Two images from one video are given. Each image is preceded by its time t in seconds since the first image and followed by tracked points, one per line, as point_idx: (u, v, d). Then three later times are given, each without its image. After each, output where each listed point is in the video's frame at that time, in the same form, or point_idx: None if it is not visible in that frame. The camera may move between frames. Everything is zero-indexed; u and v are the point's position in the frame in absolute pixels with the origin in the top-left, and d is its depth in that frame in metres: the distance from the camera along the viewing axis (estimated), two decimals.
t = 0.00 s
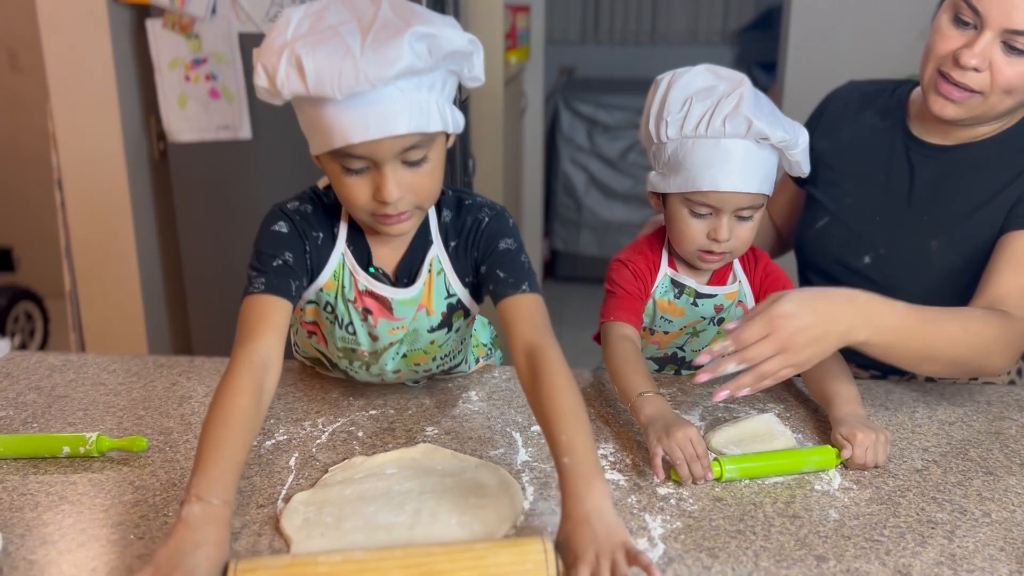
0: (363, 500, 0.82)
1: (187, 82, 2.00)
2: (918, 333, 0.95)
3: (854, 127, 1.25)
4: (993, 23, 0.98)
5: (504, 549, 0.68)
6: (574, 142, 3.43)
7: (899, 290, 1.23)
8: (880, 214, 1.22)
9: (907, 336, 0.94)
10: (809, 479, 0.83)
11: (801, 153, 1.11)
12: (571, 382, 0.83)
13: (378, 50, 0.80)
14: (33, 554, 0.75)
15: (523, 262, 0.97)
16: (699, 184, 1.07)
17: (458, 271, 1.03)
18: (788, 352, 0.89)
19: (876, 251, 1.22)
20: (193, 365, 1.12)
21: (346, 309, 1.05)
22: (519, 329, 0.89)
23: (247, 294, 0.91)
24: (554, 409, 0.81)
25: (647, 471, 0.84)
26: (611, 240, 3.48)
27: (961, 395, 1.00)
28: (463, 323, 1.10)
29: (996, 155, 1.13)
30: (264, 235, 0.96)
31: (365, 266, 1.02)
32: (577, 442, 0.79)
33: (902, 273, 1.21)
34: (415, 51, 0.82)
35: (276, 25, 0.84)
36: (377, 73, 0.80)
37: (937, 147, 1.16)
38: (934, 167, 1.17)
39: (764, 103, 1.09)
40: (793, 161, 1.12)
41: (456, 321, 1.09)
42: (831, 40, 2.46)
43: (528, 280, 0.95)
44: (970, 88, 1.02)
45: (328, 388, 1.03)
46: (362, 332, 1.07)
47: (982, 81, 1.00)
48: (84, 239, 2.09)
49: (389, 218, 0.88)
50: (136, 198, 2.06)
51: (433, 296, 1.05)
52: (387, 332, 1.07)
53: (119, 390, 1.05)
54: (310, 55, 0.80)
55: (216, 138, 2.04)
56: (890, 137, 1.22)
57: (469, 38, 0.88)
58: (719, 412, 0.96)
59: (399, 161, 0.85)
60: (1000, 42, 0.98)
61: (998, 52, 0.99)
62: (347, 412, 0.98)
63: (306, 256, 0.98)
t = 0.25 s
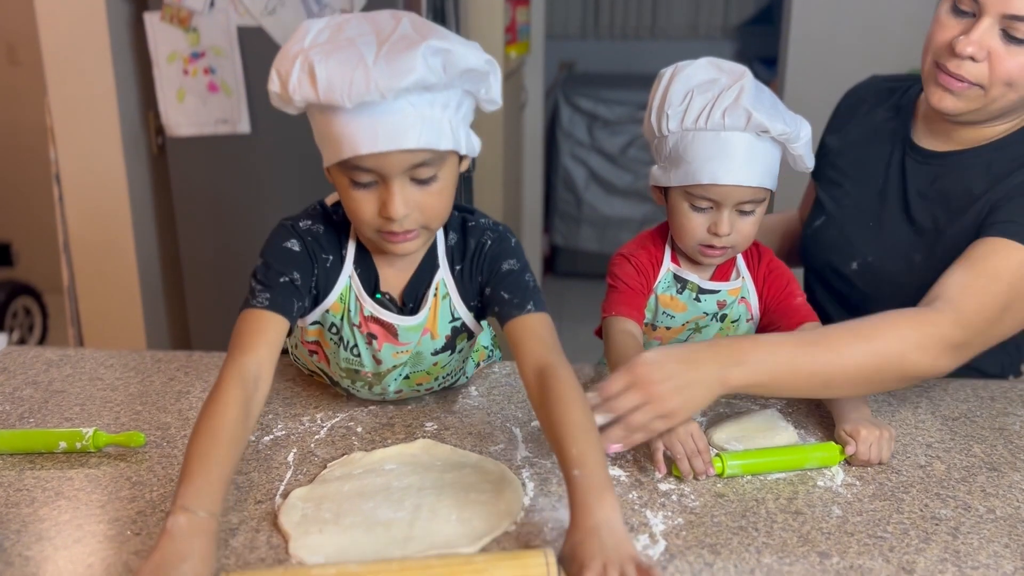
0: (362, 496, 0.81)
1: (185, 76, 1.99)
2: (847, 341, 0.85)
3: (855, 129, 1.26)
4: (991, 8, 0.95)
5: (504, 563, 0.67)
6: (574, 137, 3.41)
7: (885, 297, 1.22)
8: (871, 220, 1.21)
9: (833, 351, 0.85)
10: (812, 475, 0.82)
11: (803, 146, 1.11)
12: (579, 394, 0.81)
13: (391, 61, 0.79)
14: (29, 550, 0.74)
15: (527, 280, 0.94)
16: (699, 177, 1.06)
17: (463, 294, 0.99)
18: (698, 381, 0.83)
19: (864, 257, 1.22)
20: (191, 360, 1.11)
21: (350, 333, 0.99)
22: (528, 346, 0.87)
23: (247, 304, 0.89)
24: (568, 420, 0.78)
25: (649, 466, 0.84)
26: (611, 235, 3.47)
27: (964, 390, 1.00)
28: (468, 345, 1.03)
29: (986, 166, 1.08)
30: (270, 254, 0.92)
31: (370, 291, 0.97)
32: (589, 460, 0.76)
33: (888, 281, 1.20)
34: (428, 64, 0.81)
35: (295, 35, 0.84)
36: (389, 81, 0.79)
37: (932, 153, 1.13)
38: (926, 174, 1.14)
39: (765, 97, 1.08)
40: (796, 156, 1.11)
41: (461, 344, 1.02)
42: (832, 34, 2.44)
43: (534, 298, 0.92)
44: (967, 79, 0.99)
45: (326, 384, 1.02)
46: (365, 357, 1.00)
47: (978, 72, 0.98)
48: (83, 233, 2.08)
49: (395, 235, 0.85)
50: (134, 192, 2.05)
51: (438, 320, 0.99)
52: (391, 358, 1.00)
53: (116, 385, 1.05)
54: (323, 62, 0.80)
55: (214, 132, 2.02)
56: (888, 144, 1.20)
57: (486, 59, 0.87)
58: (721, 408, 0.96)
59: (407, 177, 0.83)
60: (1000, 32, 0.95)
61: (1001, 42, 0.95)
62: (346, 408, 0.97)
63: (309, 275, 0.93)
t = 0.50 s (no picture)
0: (355, 493, 0.80)
1: (181, 68, 1.97)
2: (763, 332, 0.84)
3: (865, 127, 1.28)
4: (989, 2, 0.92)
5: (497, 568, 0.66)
6: (573, 131, 3.39)
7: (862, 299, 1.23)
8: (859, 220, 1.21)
9: (744, 341, 0.84)
10: (811, 472, 0.81)
11: (802, 139, 1.10)
12: (580, 407, 0.80)
13: (408, 86, 0.77)
14: (17, 549, 0.73)
15: (523, 290, 0.91)
16: (696, 172, 1.05)
17: (461, 309, 0.97)
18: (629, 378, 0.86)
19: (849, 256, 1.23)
20: (184, 355, 1.10)
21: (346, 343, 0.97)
22: (529, 360, 0.85)
23: (241, 306, 0.87)
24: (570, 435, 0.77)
25: (646, 463, 0.83)
26: (610, 230, 3.45)
27: (966, 386, 0.99)
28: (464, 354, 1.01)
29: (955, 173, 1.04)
30: (269, 255, 0.91)
31: (368, 301, 0.96)
32: (589, 466, 0.75)
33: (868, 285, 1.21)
34: (446, 94, 0.78)
35: (314, 42, 0.81)
36: (404, 108, 0.76)
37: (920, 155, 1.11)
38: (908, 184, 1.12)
39: (762, 88, 1.07)
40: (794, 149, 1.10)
41: (457, 353, 1.00)
42: (833, 27, 2.43)
43: (529, 308, 0.89)
44: (958, 78, 0.97)
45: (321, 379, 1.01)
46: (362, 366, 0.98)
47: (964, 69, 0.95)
48: (77, 227, 2.06)
49: (393, 255, 0.83)
50: (129, 186, 2.03)
51: (433, 330, 0.97)
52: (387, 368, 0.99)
53: (108, 380, 1.03)
54: (339, 79, 0.77)
55: (210, 125, 2.01)
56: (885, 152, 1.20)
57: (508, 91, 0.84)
58: (719, 405, 0.95)
59: (412, 201, 0.81)
60: (994, 31, 0.93)
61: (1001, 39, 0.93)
62: (340, 404, 0.96)
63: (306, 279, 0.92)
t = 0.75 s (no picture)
0: (350, 490, 0.79)
1: (177, 61, 1.96)
2: (718, 337, 0.83)
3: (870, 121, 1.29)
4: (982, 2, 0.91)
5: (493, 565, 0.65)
6: (571, 125, 3.38)
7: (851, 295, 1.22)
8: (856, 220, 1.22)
9: (701, 345, 0.83)
10: (810, 468, 0.80)
11: (791, 128, 1.09)
12: (580, 406, 0.79)
13: (416, 92, 0.76)
14: (8, 545, 0.72)
15: (525, 294, 0.91)
16: (681, 160, 1.04)
17: (466, 315, 0.96)
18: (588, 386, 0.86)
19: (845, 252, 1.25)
20: (179, 350, 1.09)
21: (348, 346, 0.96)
22: (529, 364, 0.84)
23: (242, 311, 0.86)
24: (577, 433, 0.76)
25: (643, 459, 0.82)
26: (609, 224, 3.44)
27: (966, 382, 0.98)
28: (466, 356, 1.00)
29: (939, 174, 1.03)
30: (274, 258, 0.90)
31: (374, 304, 0.95)
32: (586, 463, 0.74)
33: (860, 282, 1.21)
34: (454, 101, 0.77)
35: (324, 48, 0.81)
36: (411, 114, 0.75)
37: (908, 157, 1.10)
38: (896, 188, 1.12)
39: (752, 75, 1.06)
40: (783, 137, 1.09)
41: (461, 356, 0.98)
42: (834, 20, 2.41)
43: (530, 312, 0.88)
44: (942, 81, 0.96)
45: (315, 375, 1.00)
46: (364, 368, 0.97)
47: (947, 71, 0.95)
48: (73, 222, 2.05)
49: (399, 262, 0.83)
50: (125, 180, 2.02)
51: (437, 335, 0.96)
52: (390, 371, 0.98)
53: (102, 375, 1.03)
54: (346, 84, 0.76)
55: (207, 119, 2.00)
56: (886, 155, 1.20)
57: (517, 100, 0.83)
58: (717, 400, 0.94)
59: (418, 207, 0.81)
60: (984, 36, 0.92)
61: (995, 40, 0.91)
62: (335, 399, 0.96)
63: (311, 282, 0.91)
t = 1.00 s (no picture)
0: (349, 486, 0.79)
1: (175, 55, 1.95)
2: (702, 323, 0.84)
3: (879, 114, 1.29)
4: None
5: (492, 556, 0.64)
6: (571, 119, 3.36)
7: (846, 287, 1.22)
8: (858, 214, 1.22)
9: (685, 331, 0.84)
10: (812, 464, 0.80)
11: (763, 93, 1.11)
12: (575, 407, 0.79)
13: (426, 99, 0.76)
14: (5, 542, 0.72)
15: (524, 293, 0.89)
16: (654, 127, 1.08)
17: (467, 317, 0.95)
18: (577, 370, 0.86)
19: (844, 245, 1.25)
20: (177, 345, 1.09)
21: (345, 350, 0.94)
22: (528, 363, 0.84)
23: (229, 355, 0.87)
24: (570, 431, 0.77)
25: (645, 455, 0.81)
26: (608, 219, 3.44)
27: (969, 377, 0.97)
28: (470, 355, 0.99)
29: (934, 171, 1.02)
30: (263, 290, 0.89)
31: (369, 310, 0.93)
32: (574, 463, 0.74)
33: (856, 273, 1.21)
34: (463, 109, 0.77)
35: (335, 51, 0.81)
36: (421, 120, 0.75)
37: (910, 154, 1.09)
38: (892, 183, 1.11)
39: (723, 45, 1.10)
40: (755, 102, 1.10)
41: (463, 355, 0.98)
42: (835, 14, 2.40)
43: (527, 311, 0.87)
44: (933, 82, 0.96)
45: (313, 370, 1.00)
46: (363, 372, 0.95)
47: (938, 71, 0.94)
48: (71, 216, 2.04)
49: (399, 269, 0.81)
50: (123, 174, 2.01)
51: (439, 336, 0.94)
52: (390, 372, 0.96)
53: (100, 370, 1.02)
54: (357, 88, 0.76)
55: (205, 113, 1.99)
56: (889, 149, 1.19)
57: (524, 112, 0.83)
58: (718, 395, 0.93)
59: (421, 214, 0.79)
60: (975, 37, 0.92)
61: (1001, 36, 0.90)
62: (333, 395, 0.95)
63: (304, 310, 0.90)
